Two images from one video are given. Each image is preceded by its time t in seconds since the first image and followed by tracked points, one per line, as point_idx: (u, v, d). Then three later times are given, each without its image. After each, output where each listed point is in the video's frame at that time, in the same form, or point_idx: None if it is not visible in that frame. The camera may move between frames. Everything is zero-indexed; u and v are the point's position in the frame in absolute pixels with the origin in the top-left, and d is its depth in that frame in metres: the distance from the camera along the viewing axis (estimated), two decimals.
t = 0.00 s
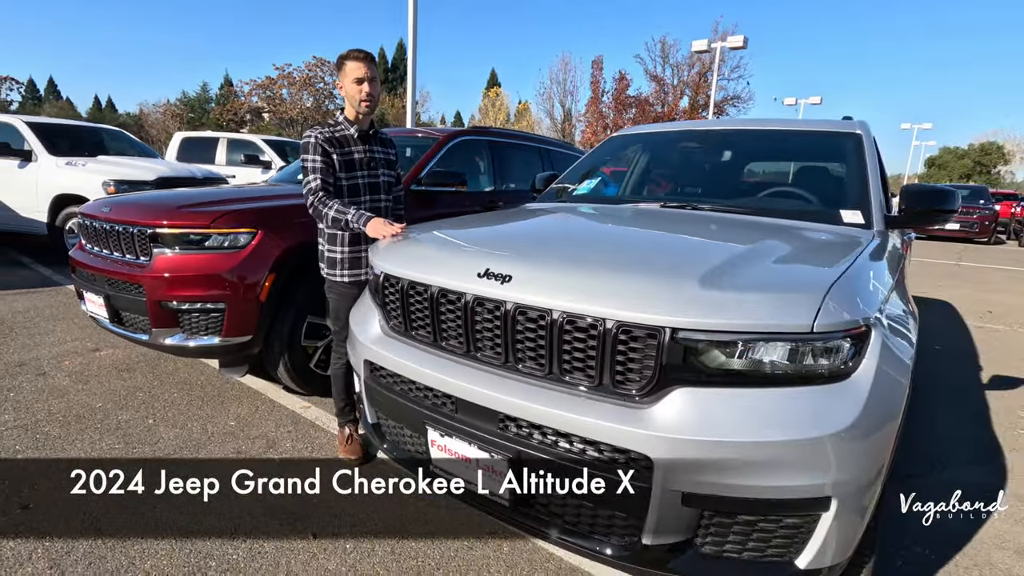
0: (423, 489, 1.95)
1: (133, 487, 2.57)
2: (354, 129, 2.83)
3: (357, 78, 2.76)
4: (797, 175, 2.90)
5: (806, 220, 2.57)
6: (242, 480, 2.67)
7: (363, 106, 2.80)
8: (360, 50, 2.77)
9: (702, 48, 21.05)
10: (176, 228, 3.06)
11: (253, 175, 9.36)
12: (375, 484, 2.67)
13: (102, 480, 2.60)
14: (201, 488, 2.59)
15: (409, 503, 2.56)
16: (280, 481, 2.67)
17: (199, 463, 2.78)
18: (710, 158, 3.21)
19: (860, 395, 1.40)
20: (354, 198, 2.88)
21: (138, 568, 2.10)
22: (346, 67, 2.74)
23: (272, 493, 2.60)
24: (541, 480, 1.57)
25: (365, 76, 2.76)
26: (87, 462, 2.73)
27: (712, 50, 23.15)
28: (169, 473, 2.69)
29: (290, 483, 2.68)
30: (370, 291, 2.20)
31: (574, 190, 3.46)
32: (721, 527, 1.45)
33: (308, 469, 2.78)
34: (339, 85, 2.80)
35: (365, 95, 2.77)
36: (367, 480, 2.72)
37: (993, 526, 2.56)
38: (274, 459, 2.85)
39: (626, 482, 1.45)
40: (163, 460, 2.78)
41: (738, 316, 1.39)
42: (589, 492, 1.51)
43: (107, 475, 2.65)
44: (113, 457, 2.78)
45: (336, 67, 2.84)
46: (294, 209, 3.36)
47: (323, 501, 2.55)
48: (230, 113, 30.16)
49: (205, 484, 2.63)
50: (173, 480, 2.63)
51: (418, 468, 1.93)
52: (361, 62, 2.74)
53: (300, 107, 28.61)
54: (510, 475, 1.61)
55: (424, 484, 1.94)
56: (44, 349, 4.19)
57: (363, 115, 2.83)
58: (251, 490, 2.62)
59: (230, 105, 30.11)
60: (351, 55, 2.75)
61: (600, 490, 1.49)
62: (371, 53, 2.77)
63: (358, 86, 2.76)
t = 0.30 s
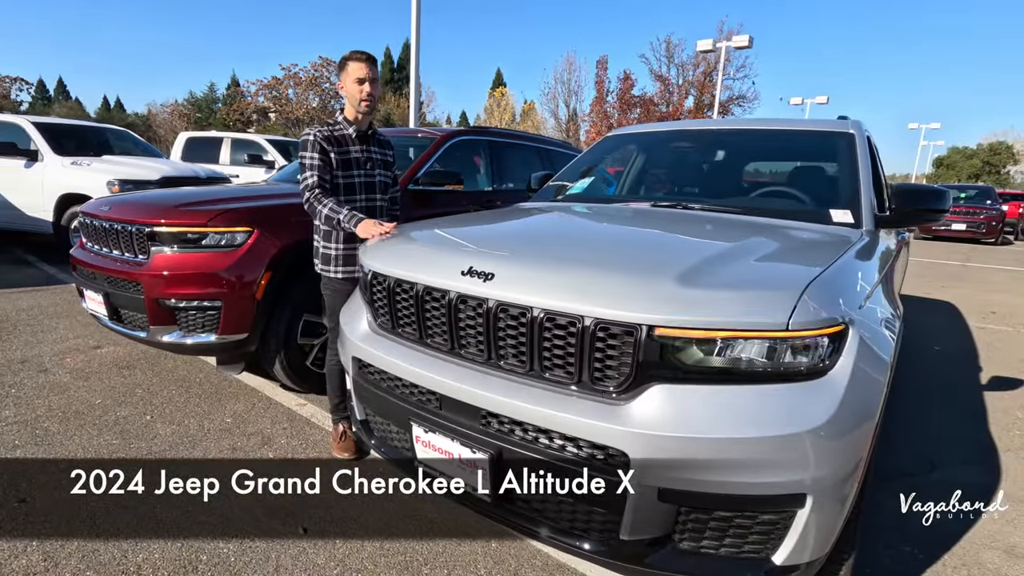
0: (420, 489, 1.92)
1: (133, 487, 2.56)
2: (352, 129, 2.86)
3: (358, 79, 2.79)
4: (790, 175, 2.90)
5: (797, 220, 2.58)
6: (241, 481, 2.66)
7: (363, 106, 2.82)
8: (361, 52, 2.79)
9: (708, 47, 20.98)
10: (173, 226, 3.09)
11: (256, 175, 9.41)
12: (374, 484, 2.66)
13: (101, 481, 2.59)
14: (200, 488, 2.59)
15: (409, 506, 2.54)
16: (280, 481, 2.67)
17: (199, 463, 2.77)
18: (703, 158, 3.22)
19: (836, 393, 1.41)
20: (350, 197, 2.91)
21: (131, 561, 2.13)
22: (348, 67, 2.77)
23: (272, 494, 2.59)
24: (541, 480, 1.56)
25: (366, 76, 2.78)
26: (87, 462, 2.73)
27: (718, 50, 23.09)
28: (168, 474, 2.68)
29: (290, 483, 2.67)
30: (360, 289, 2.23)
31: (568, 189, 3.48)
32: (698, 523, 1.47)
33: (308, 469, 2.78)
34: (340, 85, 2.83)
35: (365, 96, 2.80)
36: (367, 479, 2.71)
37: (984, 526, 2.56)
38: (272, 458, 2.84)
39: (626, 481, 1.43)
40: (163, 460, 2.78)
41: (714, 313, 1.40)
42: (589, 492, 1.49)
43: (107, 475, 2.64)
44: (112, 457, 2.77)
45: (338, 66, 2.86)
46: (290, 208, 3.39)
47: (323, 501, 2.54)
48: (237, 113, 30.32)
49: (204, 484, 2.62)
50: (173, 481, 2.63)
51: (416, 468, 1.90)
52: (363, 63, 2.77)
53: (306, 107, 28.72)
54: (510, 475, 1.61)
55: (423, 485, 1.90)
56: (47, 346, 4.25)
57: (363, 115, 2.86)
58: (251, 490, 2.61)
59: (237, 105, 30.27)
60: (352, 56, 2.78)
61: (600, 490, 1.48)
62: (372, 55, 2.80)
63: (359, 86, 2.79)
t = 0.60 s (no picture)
0: (422, 490, 1.88)
1: (133, 487, 2.57)
2: (351, 129, 2.89)
3: (358, 79, 2.81)
4: (782, 175, 2.90)
5: (787, 220, 2.58)
6: (242, 480, 2.66)
7: (362, 106, 2.84)
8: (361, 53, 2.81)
9: (712, 47, 20.91)
10: (170, 226, 3.12)
11: (260, 175, 9.47)
12: (375, 484, 2.65)
13: (102, 480, 2.60)
14: (201, 488, 2.59)
15: (405, 506, 2.54)
16: (280, 481, 2.67)
17: (198, 464, 2.77)
18: (697, 159, 3.23)
19: (813, 391, 1.42)
20: (346, 196, 2.94)
21: (124, 556, 2.16)
22: (348, 68, 2.79)
23: (271, 494, 2.59)
24: (540, 480, 1.55)
25: (366, 76, 2.79)
26: (87, 462, 2.73)
27: (724, 50, 23.03)
28: (169, 474, 2.68)
29: (290, 483, 2.67)
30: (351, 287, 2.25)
31: (562, 189, 3.49)
32: (676, 520, 1.49)
33: (308, 469, 2.77)
34: (340, 85, 2.84)
35: (365, 96, 2.82)
36: (367, 478, 2.70)
37: (974, 527, 2.56)
38: (271, 458, 2.85)
39: (626, 481, 1.43)
40: (163, 460, 2.78)
41: (691, 312, 1.41)
42: (589, 492, 1.49)
43: (107, 475, 2.65)
44: (111, 458, 2.78)
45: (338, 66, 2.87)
46: (287, 208, 3.42)
47: (324, 501, 2.54)
48: (243, 114, 30.47)
49: (205, 484, 2.62)
50: (173, 481, 2.63)
51: (416, 470, 1.86)
52: (363, 63, 2.78)
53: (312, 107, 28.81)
54: (511, 475, 1.60)
55: (423, 485, 1.86)
56: (49, 344, 4.30)
57: (363, 114, 2.89)
58: (252, 490, 2.61)
59: (243, 105, 30.42)
60: (353, 57, 2.79)
61: (600, 490, 1.47)
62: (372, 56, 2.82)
63: (359, 86, 2.81)
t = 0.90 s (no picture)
0: (420, 490, 1.85)
1: (133, 487, 2.59)
2: (353, 130, 2.92)
3: (362, 81, 2.84)
4: (776, 176, 2.92)
5: (780, 220, 2.60)
6: (242, 481, 2.68)
7: (365, 106, 2.87)
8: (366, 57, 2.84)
9: (716, 47, 20.88)
10: (170, 227, 3.16)
11: (263, 176, 9.52)
12: (375, 484, 2.66)
13: (102, 480, 2.62)
14: (201, 488, 2.61)
15: (400, 504, 2.56)
16: (280, 481, 2.68)
17: (199, 464, 2.79)
18: (692, 160, 3.25)
19: (794, 389, 1.43)
20: (346, 196, 2.97)
21: (121, 552, 2.20)
22: (353, 70, 2.82)
23: (271, 493, 2.61)
24: (541, 480, 1.55)
25: (371, 78, 2.83)
26: (87, 462, 2.76)
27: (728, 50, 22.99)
28: (169, 474, 2.70)
29: (290, 483, 2.68)
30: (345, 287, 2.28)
31: (558, 190, 3.51)
32: (660, 516, 1.51)
33: (308, 469, 2.79)
34: (344, 86, 2.87)
35: (369, 98, 2.85)
36: (367, 479, 2.71)
37: (967, 526, 2.57)
38: (270, 458, 2.87)
39: (626, 481, 1.44)
40: (163, 461, 2.80)
41: (672, 311, 1.43)
42: (589, 493, 1.48)
43: (107, 475, 2.67)
44: (111, 457, 2.81)
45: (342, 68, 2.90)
46: (286, 209, 3.45)
47: (323, 501, 2.55)
48: (249, 116, 30.64)
49: (205, 484, 2.64)
50: (173, 481, 2.65)
51: (416, 471, 1.84)
52: (368, 67, 2.83)
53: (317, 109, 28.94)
54: (510, 475, 1.60)
55: (423, 485, 1.84)
56: (53, 344, 4.35)
57: (366, 116, 2.91)
58: (252, 490, 2.63)
59: (248, 107, 30.58)
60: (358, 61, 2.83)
61: (600, 490, 1.47)
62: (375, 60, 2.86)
63: (364, 88, 2.84)
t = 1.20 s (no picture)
0: (421, 489, 1.86)
1: (133, 487, 2.62)
2: (354, 133, 2.97)
3: (365, 86, 2.89)
4: (771, 178, 2.94)
5: (775, 221, 2.62)
6: (242, 481, 2.71)
7: (368, 111, 2.92)
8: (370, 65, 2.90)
9: (720, 48, 20.88)
10: (172, 229, 3.20)
11: (267, 179, 9.58)
12: (374, 484, 2.68)
13: (102, 480, 2.65)
14: (201, 488, 2.64)
15: (398, 504, 2.59)
16: (280, 481, 2.71)
17: (198, 464, 2.82)
18: (688, 161, 3.27)
19: (782, 387, 1.46)
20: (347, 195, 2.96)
21: (123, 549, 2.23)
22: (357, 75, 2.88)
23: (271, 493, 2.64)
24: (541, 480, 1.56)
25: (375, 83, 2.89)
26: (87, 462, 2.79)
27: (731, 51, 22.98)
28: (168, 474, 2.73)
29: (290, 483, 2.71)
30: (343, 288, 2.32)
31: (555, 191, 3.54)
32: (649, 513, 1.53)
33: (308, 469, 2.81)
34: (347, 90, 2.93)
35: (372, 102, 2.90)
36: (366, 479, 2.74)
37: (963, 525, 2.58)
38: (270, 459, 2.90)
39: (626, 481, 1.46)
40: (163, 461, 2.84)
41: (660, 310, 1.46)
42: (589, 493, 1.50)
43: (107, 475, 2.70)
44: (113, 458, 2.84)
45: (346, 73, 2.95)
46: (286, 211, 3.49)
47: (321, 500, 2.58)
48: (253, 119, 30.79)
49: (205, 484, 2.67)
50: (173, 481, 2.68)
51: (416, 470, 1.85)
52: (373, 73, 2.88)
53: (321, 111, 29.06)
54: (511, 475, 1.61)
55: (423, 485, 1.84)
56: (58, 345, 4.40)
57: (368, 120, 2.96)
58: (251, 490, 2.66)
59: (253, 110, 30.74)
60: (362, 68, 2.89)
61: (600, 490, 1.49)
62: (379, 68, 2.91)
63: (367, 93, 2.89)
